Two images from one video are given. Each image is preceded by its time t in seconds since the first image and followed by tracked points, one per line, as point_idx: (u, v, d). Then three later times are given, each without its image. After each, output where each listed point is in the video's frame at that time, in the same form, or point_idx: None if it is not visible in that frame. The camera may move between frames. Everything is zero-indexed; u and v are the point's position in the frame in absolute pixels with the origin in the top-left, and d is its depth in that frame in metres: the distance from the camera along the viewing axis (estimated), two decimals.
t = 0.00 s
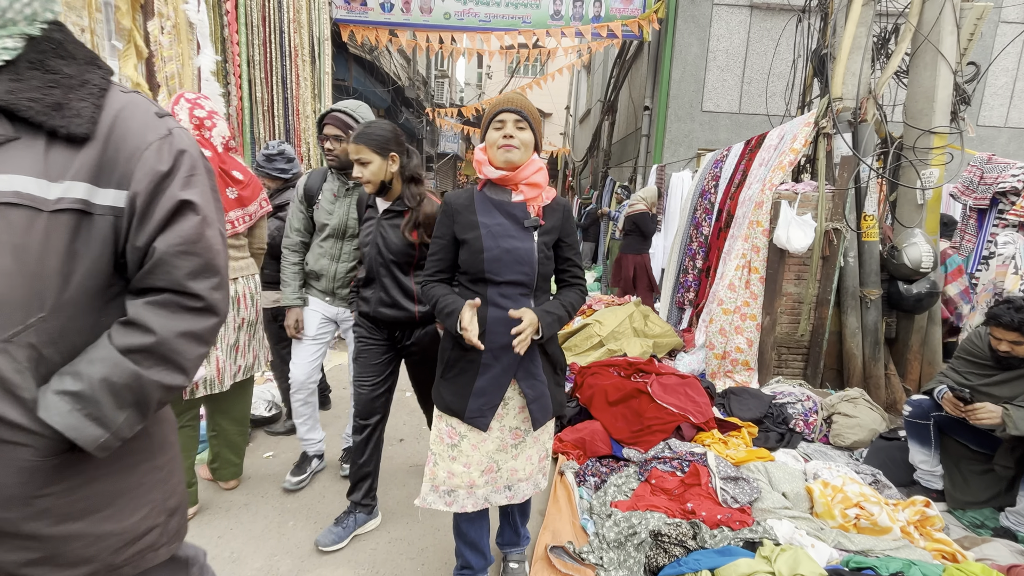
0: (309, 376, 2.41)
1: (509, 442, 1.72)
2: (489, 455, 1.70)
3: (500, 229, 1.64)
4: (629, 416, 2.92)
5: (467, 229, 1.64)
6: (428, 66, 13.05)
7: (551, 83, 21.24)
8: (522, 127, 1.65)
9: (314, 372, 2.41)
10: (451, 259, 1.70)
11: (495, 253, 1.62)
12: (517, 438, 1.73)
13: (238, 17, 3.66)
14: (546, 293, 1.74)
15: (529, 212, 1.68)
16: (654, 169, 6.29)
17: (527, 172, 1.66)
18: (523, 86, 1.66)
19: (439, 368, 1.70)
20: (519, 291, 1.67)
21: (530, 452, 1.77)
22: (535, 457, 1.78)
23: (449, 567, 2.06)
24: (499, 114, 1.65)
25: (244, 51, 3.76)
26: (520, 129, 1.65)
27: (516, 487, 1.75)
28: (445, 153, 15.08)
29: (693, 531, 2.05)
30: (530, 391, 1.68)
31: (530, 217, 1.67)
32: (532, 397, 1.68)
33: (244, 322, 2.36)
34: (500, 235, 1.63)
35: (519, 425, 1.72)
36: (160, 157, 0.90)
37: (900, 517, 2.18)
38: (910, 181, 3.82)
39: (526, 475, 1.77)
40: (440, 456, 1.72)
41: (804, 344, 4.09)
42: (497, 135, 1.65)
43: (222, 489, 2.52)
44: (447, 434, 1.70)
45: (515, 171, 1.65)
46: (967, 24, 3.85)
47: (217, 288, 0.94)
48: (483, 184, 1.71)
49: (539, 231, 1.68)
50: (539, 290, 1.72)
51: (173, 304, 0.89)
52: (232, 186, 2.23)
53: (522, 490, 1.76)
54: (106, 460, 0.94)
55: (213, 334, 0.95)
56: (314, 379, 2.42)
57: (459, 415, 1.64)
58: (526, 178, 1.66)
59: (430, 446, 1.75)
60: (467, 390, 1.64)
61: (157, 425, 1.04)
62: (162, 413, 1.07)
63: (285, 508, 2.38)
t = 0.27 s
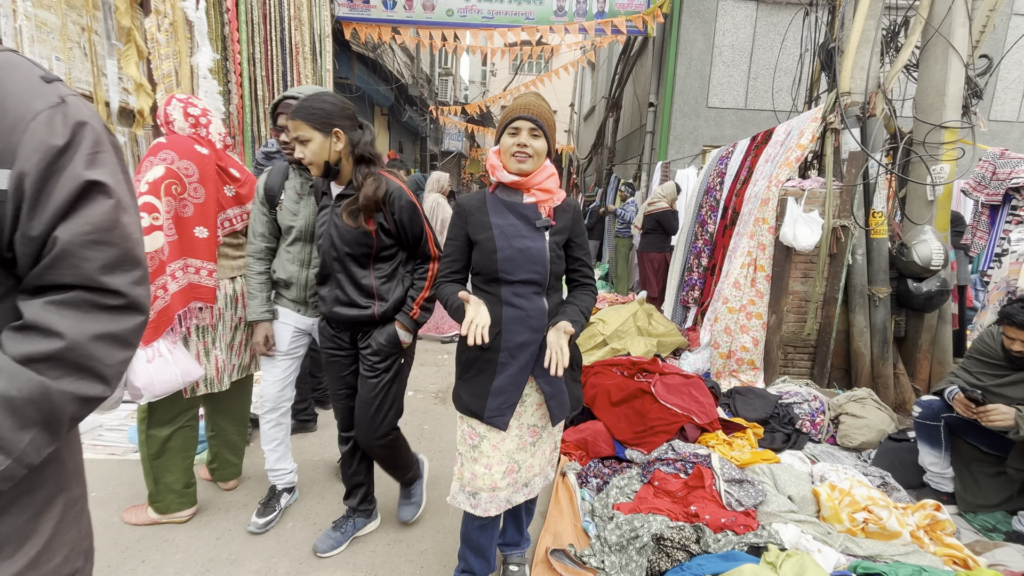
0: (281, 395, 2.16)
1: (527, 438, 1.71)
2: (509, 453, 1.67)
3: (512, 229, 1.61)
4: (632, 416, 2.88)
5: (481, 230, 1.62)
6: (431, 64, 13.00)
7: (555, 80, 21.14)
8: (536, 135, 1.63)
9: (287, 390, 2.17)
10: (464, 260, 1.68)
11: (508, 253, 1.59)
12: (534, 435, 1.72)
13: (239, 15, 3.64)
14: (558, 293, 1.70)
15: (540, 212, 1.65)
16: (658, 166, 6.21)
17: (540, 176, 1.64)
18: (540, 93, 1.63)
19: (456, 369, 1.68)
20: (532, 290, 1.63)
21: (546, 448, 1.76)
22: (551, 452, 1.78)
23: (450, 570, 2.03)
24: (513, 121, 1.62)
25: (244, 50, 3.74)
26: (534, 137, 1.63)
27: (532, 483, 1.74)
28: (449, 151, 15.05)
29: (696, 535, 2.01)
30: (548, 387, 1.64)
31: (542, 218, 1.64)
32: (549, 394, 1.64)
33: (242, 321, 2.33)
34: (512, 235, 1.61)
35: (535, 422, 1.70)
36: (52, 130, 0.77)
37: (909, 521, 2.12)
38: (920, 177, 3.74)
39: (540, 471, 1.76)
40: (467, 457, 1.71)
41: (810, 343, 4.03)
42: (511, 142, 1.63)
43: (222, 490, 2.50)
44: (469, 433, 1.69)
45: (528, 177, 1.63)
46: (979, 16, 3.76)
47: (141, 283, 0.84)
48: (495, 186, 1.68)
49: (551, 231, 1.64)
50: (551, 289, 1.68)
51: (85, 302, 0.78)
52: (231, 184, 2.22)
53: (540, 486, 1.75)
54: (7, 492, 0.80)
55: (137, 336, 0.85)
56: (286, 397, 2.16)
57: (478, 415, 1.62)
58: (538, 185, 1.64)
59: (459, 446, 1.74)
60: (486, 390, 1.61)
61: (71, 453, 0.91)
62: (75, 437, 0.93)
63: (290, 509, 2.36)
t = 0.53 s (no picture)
0: (260, 404, 2.07)
1: (535, 431, 1.69)
2: (515, 443, 1.66)
3: (522, 219, 1.61)
4: (636, 409, 2.85)
5: (491, 220, 1.62)
6: (434, 56, 12.90)
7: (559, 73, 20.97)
8: (547, 127, 1.62)
9: (264, 397, 2.08)
10: (476, 250, 1.67)
11: (518, 242, 1.58)
12: (543, 428, 1.70)
13: (238, 7, 3.61)
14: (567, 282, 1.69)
15: (551, 203, 1.65)
16: (663, 157, 6.13)
17: (551, 170, 1.65)
18: (550, 85, 1.63)
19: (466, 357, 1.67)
20: (541, 278, 1.62)
21: (555, 442, 1.74)
22: (560, 446, 1.75)
23: (453, 564, 2.02)
24: (524, 114, 1.61)
25: (244, 42, 3.71)
26: (545, 130, 1.62)
27: (541, 478, 1.73)
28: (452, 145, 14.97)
29: (701, 530, 1.99)
30: (555, 376, 1.64)
31: (552, 208, 1.64)
32: (556, 383, 1.64)
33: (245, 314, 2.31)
34: (522, 225, 1.60)
35: (543, 414, 1.68)
36: None
37: (917, 516, 2.09)
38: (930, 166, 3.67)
39: (550, 464, 1.74)
40: (470, 446, 1.70)
41: (818, 336, 3.97)
42: (523, 134, 1.62)
43: (226, 483, 2.50)
44: (474, 422, 1.67)
45: (539, 169, 1.64)
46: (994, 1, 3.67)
47: (20, 314, 0.74)
48: (506, 178, 1.68)
49: (561, 221, 1.64)
50: (560, 279, 1.68)
51: None
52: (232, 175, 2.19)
53: (548, 480, 1.74)
54: None
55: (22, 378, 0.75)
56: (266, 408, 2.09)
57: (485, 403, 1.61)
58: (549, 176, 1.65)
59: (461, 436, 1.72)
60: (493, 377, 1.61)
61: None
62: None
63: (294, 502, 2.36)
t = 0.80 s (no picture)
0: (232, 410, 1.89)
1: (537, 422, 1.67)
2: (516, 433, 1.66)
3: (527, 211, 1.62)
4: (640, 404, 2.84)
5: (498, 211, 1.63)
6: (437, 51, 12.84)
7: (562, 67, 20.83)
8: (554, 120, 1.63)
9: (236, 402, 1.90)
10: (484, 241, 1.68)
11: (522, 234, 1.61)
12: (545, 419, 1.68)
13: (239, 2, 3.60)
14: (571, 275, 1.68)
15: (556, 196, 1.65)
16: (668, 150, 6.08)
17: (558, 162, 1.65)
18: (556, 79, 1.64)
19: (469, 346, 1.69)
20: (543, 272, 1.63)
21: (559, 436, 1.71)
22: (564, 441, 1.73)
23: (456, 558, 2.02)
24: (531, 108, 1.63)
25: (246, 37, 3.70)
26: (552, 122, 1.63)
27: (544, 471, 1.70)
28: (455, 140, 14.92)
29: (705, 525, 1.98)
30: (557, 368, 1.63)
31: (557, 201, 1.64)
32: (557, 374, 1.63)
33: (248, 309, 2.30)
34: (527, 217, 1.62)
35: (546, 405, 1.67)
36: None
37: (925, 511, 2.07)
38: (940, 157, 3.61)
39: (554, 459, 1.71)
40: (471, 434, 1.70)
41: (824, 331, 3.95)
42: (530, 128, 1.64)
43: (231, 478, 2.51)
44: (476, 411, 1.68)
45: (545, 162, 1.64)
46: None
47: None
48: (512, 171, 1.70)
49: (567, 214, 1.64)
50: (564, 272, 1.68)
51: None
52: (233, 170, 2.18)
53: (552, 474, 1.70)
54: None
55: None
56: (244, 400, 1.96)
57: (488, 391, 1.62)
58: (556, 168, 1.65)
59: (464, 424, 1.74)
60: (495, 366, 1.62)
61: None
62: None
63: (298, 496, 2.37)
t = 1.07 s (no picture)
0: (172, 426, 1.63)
1: (536, 415, 1.67)
2: (515, 425, 1.66)
3: (527, 206, 1.61)
4: (644, 400, 2.83)
5: (500, 206, 1.63)
6: (439, 45, 12.77)
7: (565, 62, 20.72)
8: (556, 113, 1.62)
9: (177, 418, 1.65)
10: (486, 235, 1.69)
11: (523, 229, 1.60)
12: (544, 413, 1.68)
13: None
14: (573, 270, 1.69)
15: (559, 190, 1.63)
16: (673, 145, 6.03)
17: (559, 157, 1.64)
18: (562, 72, 1.61)
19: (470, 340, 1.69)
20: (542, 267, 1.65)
21: (557, 428, 1.71)
22: (562, 432, 1.72)
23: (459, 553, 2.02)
24: (533, 101, 1.60)
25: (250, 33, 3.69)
26: (554, 116, 1.61)
27: (542, 462, 1.69)
28: (458, 136, 14.87)
29: (711, 521, 1.97)
30: (556, 362, 1.63)
31: (558, 196, 1.62)
32: (557, 368, 1.63)
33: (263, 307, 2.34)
34: (527, 212, 1.61)
35: (545, 399, 1.67)
36: None
37: (933, 506, 2.06)
38: (948, 150, 3.56)
39: (553, 451, 1.71)
40: (471, 425, 1.71)
41: (830, 325, 3.92)
42: (532, 122, 1.61)
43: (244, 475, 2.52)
44: (476, 401, 1.68)
45: (547, 156, 1.63)
46: None
47: None
48: (515, 164, 1.69)
49: (568, 209, 1.62)
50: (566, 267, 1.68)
51: None
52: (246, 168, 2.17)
53: (550, 466, 1.70)
54: None
55: None
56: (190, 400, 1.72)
57: (487, 384, 1.62)
58: (559, 163, 1.63)
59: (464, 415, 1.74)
60: (495, 359, 1.62)
61: None
62: None
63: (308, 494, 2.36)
